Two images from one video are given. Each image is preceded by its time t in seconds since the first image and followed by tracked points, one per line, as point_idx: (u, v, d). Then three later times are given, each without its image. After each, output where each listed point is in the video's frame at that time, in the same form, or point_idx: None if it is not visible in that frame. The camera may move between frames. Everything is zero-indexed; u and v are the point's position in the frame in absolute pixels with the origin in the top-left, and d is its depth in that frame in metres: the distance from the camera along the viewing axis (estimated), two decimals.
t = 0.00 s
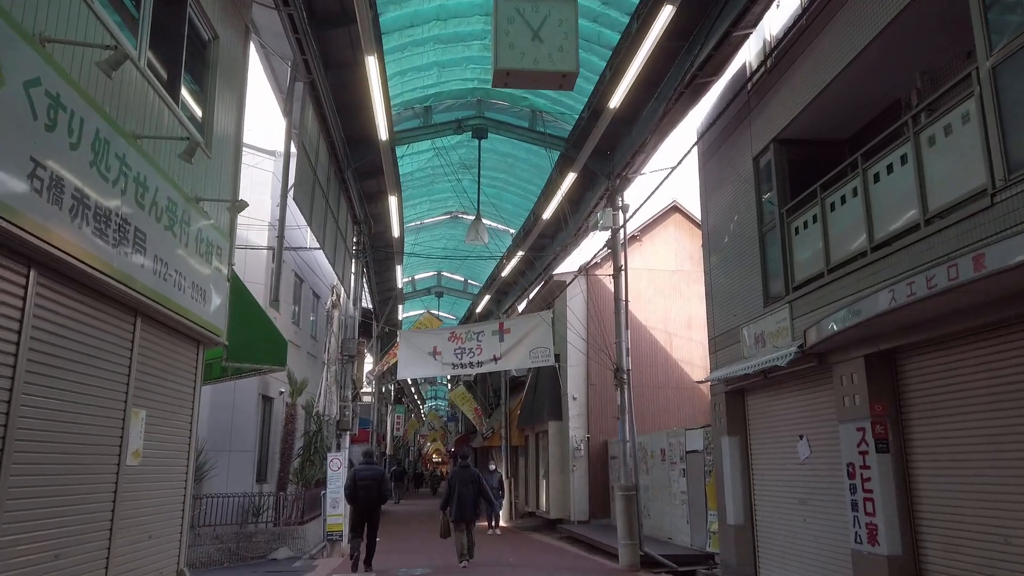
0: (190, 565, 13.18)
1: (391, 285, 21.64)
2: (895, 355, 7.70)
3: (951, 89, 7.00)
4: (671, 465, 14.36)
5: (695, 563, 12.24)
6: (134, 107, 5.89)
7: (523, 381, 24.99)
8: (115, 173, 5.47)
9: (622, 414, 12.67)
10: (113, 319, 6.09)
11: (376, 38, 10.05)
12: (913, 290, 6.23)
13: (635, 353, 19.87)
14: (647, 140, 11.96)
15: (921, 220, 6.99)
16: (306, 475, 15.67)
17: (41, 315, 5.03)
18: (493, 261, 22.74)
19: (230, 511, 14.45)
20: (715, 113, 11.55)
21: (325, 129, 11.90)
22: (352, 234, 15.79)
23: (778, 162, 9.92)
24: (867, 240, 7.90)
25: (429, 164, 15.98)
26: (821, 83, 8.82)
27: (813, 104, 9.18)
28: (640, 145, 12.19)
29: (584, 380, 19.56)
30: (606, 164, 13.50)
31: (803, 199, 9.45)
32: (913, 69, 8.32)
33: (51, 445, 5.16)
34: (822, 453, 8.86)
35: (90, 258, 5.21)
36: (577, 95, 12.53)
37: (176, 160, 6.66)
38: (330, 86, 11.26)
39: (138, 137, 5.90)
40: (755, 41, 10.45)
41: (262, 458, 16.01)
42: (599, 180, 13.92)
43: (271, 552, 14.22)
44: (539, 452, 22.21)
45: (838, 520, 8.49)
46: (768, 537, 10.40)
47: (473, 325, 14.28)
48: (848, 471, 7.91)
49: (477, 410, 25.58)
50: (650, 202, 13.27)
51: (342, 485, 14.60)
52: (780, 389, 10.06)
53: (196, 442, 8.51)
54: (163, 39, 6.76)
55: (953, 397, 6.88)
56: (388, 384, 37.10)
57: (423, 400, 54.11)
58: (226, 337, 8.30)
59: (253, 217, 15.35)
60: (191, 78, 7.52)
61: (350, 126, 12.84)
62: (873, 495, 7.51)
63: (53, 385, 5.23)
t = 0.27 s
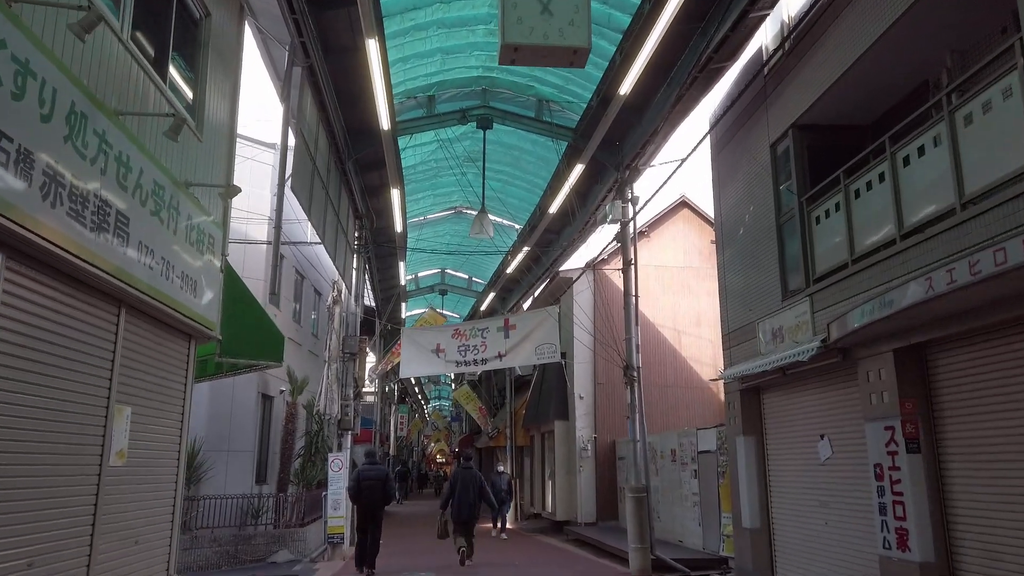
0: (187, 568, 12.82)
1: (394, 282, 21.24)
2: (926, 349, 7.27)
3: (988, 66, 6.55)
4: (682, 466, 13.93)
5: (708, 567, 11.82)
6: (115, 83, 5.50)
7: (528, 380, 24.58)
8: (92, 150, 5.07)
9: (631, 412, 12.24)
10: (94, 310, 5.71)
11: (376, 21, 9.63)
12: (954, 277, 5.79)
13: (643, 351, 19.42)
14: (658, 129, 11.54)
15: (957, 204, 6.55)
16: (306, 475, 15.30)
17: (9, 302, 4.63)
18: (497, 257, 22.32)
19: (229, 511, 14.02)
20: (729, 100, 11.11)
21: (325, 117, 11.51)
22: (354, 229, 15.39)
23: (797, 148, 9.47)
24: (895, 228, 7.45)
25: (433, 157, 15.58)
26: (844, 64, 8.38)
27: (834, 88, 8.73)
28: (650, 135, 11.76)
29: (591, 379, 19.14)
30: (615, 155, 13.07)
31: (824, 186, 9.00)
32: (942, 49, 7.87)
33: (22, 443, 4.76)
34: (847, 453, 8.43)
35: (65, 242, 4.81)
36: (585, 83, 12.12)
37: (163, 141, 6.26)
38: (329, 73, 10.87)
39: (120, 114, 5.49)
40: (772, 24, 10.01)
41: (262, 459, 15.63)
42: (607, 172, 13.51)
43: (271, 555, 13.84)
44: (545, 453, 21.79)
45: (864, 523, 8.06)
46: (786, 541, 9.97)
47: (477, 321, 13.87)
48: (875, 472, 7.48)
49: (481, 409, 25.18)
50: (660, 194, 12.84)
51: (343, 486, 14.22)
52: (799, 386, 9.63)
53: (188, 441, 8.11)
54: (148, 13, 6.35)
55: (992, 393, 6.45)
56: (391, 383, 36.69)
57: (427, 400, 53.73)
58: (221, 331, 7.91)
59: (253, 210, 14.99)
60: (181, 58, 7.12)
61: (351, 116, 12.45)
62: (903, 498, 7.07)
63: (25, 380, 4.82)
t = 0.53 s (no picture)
0: (184, 570, 12.48)
1: (396, 278, 20.87)
2: (958, 338, 6.85)
3: None
4: (693, 464, 13.52)
5: (721, 569, 11.41)
6: (92, 49, 5.11)
7: (534, 377, 24.20)
8: (65, 120, 4.68)
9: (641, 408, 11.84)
10: (71, 295, 5.33)
11: None
12: (996, 258, 5.37)
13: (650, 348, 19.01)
14: (669, 115, 11.14)
15: (993, 183, 6.12)
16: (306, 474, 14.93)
17: None
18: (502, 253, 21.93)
19: (227, 512, 13.66)
20: (742, 84, 10.69)
21: (324, 104, 11.14)
22: (354, 222, 15.02)
23: (816, 131, 9.04)
24: (923, 210, 7.02)
25: (436, 148, 15.20)
26: (866, 40, 7.95)
27: (855, 66, 8.30)
28: (660, 121, 11.36)
29: (598, 376, 18.75)
30: (623, 144, 12.67)
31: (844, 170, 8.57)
32: (972, 22, 7.43)
33: None
34: (872, 449, 8.01)
35: (37, 219, 4.43)
36: (592, 69, 11.73)
37: (146, 115, 5.88)
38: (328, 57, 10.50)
39: (98, 84, 5.11)
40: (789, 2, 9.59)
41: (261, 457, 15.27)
42: (615, 161, 13.11)
43: (270, 556, 13.50)
44: (550, 452, 21.40)
45: (891, 524, 7.64)
46: (804, 541, 9.56)
47: (481, 314, 13.46)
48: (904, 469, 7.07)
49: (486, 408, 24.80)
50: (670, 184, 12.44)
51: (343, 485, 13.83)
52: (819, 380, 9.22)
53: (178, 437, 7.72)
54: None
55: None
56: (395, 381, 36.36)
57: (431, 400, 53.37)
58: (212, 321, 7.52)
59: (252, 203, 14.65)
60: (167, 31, 6.74)
61: (351, 104, 12.09)
62: (934, 496, 6.65)
63: None
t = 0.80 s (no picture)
0: None
1: (398, 276, 20.46)
2: (995, 335, 6.41)
3: None
4: (704, 466, 13.07)
5: None
6: (60, 19, 4.70)
7: (538, 377, 23.78)
8: (28, 95, 4.27)
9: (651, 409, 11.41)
10: (41, 287, 4.92)
11: None
12: None
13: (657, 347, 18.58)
14: (679, 104, 10.70)
15: None
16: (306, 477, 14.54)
17: None
18: (505, 250, 21.51)
19: (224, 516, 13.26)
20: (757, 70, 10.24)
21: (321, 93, 10.75)
22: (354, 217, 14.62)
23: (834, 118, 8.59)
24: (953, 198, 6.57)
25: (437, 142, 14.79)
26: (891, 20, 7.49)
27: (877, 48, 7.84)
28: (670, 111, 10.92)
29: (604, 376, 18.32)
30: (631, 135, 12.24)
31: (865, 158, 8.13)
32: None
33: None
34: (899, 454, 7.56)
35: None
36: (598, 57, 11.30)
37: (122, 95, 5.47)
38: (324, 43, 10.09)
39: (68, 57, 4.70)
40: None
41: (259, 460, 14.86)
42: (623, 153, 12.67)
43: (268, 561, 13.10)
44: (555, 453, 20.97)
45: (921, 531, 7.19)
46: (824, 548, 9.11)
47: (485, 312, 13.07)
48: (936, 474, 6.64)
49: (489, 408, 24.39)
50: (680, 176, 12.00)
51: (343, 488, 13.43)
52: (840, 380, 8.77)
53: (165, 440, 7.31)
54: None
55: None
56: (397, 382, 35.98)
57: (434, 400, 52.99)
58: (199, 317, 7.09)
59: (249, 198, 14.26)
60: (147, 8, 6.32)
61: (349, 94, 11.69)
62: (971, 504, 6.22)
63: None
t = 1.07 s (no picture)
0: None
1: (401, 270, 20.09)
2: None
3: None
4: (717, 463, 12.67)
5: None
6: None
7: (544, 374, 23.39)
8: None
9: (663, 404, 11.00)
10: (12, 263, 4.53)
11: None
12: None
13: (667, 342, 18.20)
14: (693, 86, 10.28)
15: None
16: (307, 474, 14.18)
17: None
18: (510, 245, 21.11)
19: (223, 515, 12.91)
20: (775, 50, 9.82)
21: (320, 76, 10.39)
22: (356, 208, 14.24)
23: (858, 96, 8.17)
24: (992, 174, 6.14)
25: (441, 131, 14.41)
26: None
27: (906, 20, 7.41)
28: (683, 94, 10.51)
29: (611, 372, 17.92)
30: (642, 120, 11.85)
31: (892, 137, 7.71)
32: None
33: None
34: (931, 448, 7.16)
35: None
36: (608, 39, 10.90)
37: (101, 60, 5.08)
38: (323, 23, 9.70)
39: (38, 12, 4.31)
40: None
41: (259, 457, 14.51)
42: (633, 140, 12.27)
43: (267, 561, 12.74)
44: (561, 451, 20.59)
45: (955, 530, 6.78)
46: (847, 548, 8.71)
47: (491, 304, 12.68)
48: (973, 468, 6.23)
49: (494, 405, 24.03)
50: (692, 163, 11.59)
51: (344, 485, 13.07)
52: (864, 371, 8.36)
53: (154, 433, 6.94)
54: None
55: None
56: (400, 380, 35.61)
57: (437, 399, 52.62)
58: (189, 303, 6.70)
59: (248, 188, 13.91)
60: None
61: (350, 78, 11.33)
62: (1012, 500, 5.81)
63: None
